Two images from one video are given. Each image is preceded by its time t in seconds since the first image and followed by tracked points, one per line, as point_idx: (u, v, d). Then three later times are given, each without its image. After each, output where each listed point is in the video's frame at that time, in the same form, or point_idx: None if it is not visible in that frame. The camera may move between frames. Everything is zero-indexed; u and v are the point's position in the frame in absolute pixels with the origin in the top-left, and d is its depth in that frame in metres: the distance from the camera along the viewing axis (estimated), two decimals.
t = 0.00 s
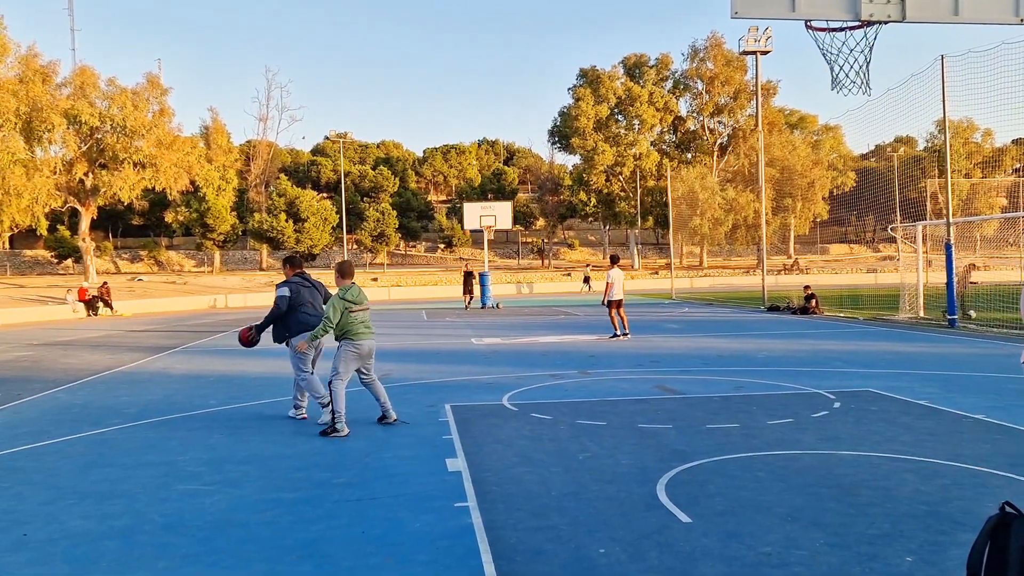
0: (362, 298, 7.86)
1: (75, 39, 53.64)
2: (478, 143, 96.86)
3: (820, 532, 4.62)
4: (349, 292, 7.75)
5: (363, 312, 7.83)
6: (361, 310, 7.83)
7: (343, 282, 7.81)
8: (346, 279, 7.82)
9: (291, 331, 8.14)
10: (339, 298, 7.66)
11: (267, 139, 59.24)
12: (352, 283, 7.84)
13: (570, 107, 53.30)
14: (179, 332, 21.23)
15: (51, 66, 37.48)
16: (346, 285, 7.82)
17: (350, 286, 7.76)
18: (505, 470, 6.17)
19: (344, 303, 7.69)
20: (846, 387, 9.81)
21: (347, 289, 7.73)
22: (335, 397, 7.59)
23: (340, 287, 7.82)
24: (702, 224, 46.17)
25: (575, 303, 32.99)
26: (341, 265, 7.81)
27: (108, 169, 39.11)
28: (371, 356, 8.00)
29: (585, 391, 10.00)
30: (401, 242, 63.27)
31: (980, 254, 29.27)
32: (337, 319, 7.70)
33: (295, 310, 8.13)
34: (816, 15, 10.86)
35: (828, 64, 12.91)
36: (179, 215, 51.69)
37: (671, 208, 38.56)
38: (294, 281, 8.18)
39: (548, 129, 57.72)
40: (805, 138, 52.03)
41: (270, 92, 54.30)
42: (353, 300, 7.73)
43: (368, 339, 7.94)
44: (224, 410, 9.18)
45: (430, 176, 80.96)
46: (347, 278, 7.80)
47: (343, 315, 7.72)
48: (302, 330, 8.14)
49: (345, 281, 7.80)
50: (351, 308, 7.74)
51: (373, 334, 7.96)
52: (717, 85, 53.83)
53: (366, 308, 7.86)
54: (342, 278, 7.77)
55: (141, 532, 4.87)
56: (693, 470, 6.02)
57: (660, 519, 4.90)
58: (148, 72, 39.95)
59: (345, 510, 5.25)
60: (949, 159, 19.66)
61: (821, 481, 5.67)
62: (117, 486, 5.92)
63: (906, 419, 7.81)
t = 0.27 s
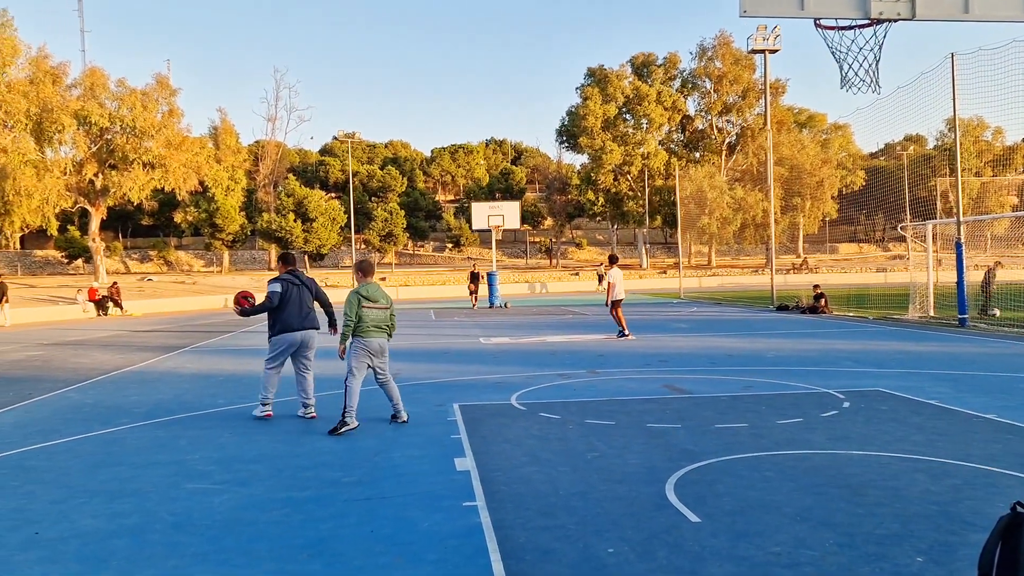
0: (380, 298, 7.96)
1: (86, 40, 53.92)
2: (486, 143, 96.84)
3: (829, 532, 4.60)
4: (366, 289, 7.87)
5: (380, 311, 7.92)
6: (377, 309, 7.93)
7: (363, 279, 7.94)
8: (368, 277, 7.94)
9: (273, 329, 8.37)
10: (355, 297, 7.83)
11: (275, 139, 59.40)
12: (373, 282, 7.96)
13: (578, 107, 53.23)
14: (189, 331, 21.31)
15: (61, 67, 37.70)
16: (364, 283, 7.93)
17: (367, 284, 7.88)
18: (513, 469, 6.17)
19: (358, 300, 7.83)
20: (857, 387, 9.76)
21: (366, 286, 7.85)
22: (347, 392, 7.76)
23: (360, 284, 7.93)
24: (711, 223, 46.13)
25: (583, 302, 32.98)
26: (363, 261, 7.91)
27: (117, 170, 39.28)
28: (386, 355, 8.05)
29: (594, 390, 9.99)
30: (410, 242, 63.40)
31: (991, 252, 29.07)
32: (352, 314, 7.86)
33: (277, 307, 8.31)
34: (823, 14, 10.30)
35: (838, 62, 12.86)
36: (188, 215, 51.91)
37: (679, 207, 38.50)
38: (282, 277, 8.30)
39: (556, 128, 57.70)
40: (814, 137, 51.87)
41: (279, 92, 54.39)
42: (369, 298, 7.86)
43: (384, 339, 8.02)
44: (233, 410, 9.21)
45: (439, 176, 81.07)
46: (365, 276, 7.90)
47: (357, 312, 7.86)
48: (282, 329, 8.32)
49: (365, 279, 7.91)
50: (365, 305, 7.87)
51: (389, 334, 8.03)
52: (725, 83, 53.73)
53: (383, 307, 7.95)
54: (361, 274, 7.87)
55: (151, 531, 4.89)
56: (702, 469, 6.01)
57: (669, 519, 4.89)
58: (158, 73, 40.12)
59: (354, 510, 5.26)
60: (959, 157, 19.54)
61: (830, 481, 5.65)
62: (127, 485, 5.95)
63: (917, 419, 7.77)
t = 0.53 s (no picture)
0: (383, 295, 8.01)
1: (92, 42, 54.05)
2: (491, 143, 96.78)
3: (835, 531, 4.59)
4: (371, 286, 7.90)
5: (382, 308, 7.98)
6: (381, 306, 7.99)
7: (364, 278, 7.96)
8: (369, 274, 7.98)
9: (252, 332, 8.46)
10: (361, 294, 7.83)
11: (281, 140, 59.47)
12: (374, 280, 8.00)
13: (583, 106, 53.17)
14: (194, 331, 21.34)
15: (67, 68, 37.82)
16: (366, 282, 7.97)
17: (371, 282, 7.92)
18: (518, 468, 6.16)
19: (363, 298, 7.84)
20: (863, 386, 9.73)
21: (370, 284, 7.88)
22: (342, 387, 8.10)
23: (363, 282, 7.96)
24: (716, 223, 46.04)
25: (588, 302, 32.92)
26: (364, 259, 7.93)
27: (123, 170, 39.36)
28: (388, 352, 8.12)
29: (599, 390, 9.98)
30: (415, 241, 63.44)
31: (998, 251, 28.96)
32: (358, 311, 7.85)
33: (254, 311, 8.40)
34: (829, 10, 10.25)
35: (843, 59, 12.82)
36: (194, 216, 52.02)
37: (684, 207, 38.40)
38: (256, 280, 8.29)
39: (561, 128, 57.67)
40: (820, 136, 51.72)
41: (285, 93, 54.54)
42: (374, 295, 7.90)
43: (386, 336, 8.10)
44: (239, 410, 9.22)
45: (444, 176, 81.11)
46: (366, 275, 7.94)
47: (363, 310, 7.86)
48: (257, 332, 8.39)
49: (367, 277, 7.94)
50: (371, 302, 7.90)
51: (390, 330, 8.11)
52: (731, 82, 53.60)
53: (386, 305, 8.02)
54: (362, 271, 7.90)
55: (156, 530, 4.90)
56: (707, 468, 6.00)
57: (675, 518, 4.88)
58: (163, 73, 40.22)
59: (359, 509, 5.26)
60: (966, 155, 19.39)
61: (836, 480, 5.63)
62: (133, 484, 5.96)
63: (923, 418, 7.74)
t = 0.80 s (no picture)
0: (362, 294, 8.08)
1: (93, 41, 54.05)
2: (493, 141, 96.76)
3: (837, 529, 4.58)
4: (347, 286, 8.00)
5: (363, 306, 8.03)
6: (359, 306, 8.04)
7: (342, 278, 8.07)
8: (346, 275, 8.09)
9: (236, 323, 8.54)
10: (338, 294, 7.93)
11: (283, 139, 59.49)
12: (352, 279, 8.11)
13: (585, 105, 53.13)
14: (196, 331, 21.33)
15: (69, 67, 37.83)
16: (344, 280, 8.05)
17: (348, 282, 8.02)
18: (519, 467, 6.16)
19: (341, 297, 7.95)
20: (864, 384, 9.72)
21: (346, 283, 7.99)
22: (336, 391, 8.14)
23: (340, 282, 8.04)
24: (717, 221, 46.04)
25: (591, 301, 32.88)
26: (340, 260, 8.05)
27: (125, 169, 39.39)
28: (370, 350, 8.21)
29: (601, 388, 9.97)
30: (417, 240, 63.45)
31: (1000, 248, 28.91)
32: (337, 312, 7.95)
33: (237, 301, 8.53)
34: (831, 7, 10.20)
35: (845, 57, 12.78)
36: (195, 215, 52.06)
37: (686, 205, 38.37)
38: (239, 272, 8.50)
39: (563, 127, 57.64)
40: (822, 133, 51.62)
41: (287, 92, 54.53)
42: (352, 294, 7.98)
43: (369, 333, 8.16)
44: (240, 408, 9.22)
45: (446, 175, 81.15)
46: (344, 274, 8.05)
47: (342, 310, 7.95)
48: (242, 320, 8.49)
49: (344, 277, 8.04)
50: (350, 302, 7.99)
51: (373, 329, 8.17)
52: (733, 81, 53.53)
53: (366, 303, 8.08)
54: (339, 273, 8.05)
55: (157, 529, 4.90)
56: (709, 467, 5.99)
57: (676, 516, 4.87)
58: (165, 72, 40.23)
59: (359, 508, 5.26)
60: (968, 153, 19.34)
61: (838, 478, 5.62)
62: (134, 484, 5.96)
63: (925, 416, 7.73)
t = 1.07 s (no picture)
0: (346, 290, 8.37)
1: (92, 40, 53.98)
2: (493, 139, 96.74)
3: (836, 527, 4.58)
4: (333, 282, 8.29)
5: (346, 303, 8.31)
6: (345, 302, 8.33)
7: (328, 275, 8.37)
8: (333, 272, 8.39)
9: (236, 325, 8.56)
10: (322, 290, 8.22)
11: (282, 137, 59.46)
12: (338, 277, 8.41)
13: (584, 103, 53.11)
14: (196, 330, 21.34)
15: (68, 66, 37.80)
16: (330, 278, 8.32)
17: (333, 278, 8.29)
18: (518, 465, 6.16)
19: (325, 292, 8.23)
20: (864, 381, 9.72)
21: (331, 280, 8.28)
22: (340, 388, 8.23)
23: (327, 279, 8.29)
24: (717, 219, 46.07)
25: (591, 298, 32.88)
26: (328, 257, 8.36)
27: (125, 168, 39.39)
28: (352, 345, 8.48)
29: (601, 386, 9.98)
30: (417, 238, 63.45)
31: (1000, 244, 28.90)
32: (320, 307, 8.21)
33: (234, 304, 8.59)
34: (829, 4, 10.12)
35: (844, 53, 12.78)
36: (195, 214, 52.05)
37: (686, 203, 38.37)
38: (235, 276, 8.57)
39: (563, 125, 57.64)
40: (821, 131, 51.57)
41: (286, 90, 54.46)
42: (336, 290, 8.27)
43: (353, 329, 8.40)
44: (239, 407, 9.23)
45: (446, 173, 81.12)
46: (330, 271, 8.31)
47: (325, 305, 8.23)
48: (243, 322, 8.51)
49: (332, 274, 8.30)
50: (333, 298, 8.27)
51: (358, 325, 8.41)
52: (732, 78, 53.48)
53: (350, 299, 8.36)
54: (326, 269, 8.30)
55: (157, 528, 4.90)
56: (708, 464, 5.99)
57: (675, 514, 4.88)
58: (164, 71, 40.23)
59: (359, 506, 5.26)
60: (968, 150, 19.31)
61: (837, 476, 5.62)
62: (134, 483, 5.96)
63: (924, 413, 7.74)
